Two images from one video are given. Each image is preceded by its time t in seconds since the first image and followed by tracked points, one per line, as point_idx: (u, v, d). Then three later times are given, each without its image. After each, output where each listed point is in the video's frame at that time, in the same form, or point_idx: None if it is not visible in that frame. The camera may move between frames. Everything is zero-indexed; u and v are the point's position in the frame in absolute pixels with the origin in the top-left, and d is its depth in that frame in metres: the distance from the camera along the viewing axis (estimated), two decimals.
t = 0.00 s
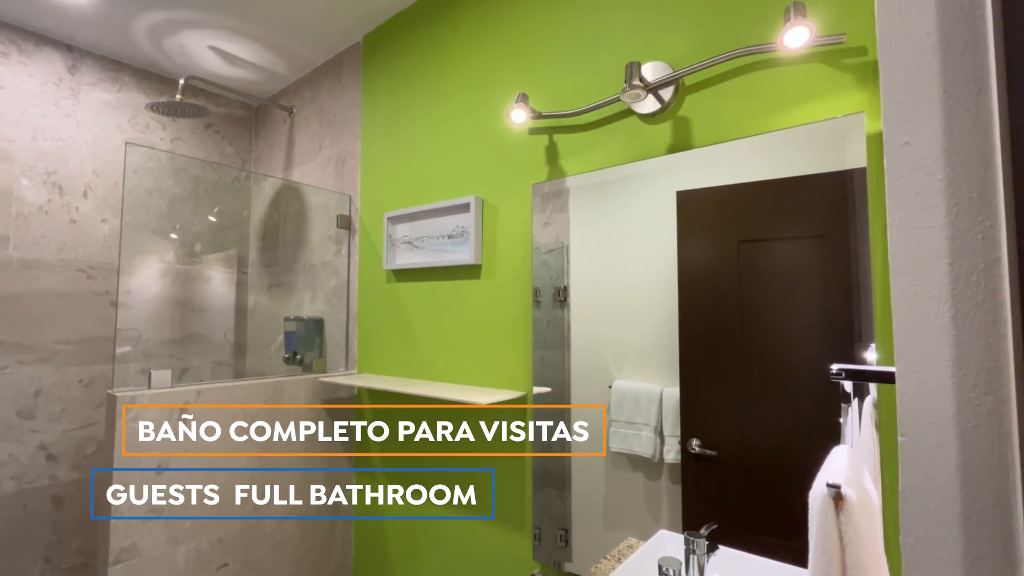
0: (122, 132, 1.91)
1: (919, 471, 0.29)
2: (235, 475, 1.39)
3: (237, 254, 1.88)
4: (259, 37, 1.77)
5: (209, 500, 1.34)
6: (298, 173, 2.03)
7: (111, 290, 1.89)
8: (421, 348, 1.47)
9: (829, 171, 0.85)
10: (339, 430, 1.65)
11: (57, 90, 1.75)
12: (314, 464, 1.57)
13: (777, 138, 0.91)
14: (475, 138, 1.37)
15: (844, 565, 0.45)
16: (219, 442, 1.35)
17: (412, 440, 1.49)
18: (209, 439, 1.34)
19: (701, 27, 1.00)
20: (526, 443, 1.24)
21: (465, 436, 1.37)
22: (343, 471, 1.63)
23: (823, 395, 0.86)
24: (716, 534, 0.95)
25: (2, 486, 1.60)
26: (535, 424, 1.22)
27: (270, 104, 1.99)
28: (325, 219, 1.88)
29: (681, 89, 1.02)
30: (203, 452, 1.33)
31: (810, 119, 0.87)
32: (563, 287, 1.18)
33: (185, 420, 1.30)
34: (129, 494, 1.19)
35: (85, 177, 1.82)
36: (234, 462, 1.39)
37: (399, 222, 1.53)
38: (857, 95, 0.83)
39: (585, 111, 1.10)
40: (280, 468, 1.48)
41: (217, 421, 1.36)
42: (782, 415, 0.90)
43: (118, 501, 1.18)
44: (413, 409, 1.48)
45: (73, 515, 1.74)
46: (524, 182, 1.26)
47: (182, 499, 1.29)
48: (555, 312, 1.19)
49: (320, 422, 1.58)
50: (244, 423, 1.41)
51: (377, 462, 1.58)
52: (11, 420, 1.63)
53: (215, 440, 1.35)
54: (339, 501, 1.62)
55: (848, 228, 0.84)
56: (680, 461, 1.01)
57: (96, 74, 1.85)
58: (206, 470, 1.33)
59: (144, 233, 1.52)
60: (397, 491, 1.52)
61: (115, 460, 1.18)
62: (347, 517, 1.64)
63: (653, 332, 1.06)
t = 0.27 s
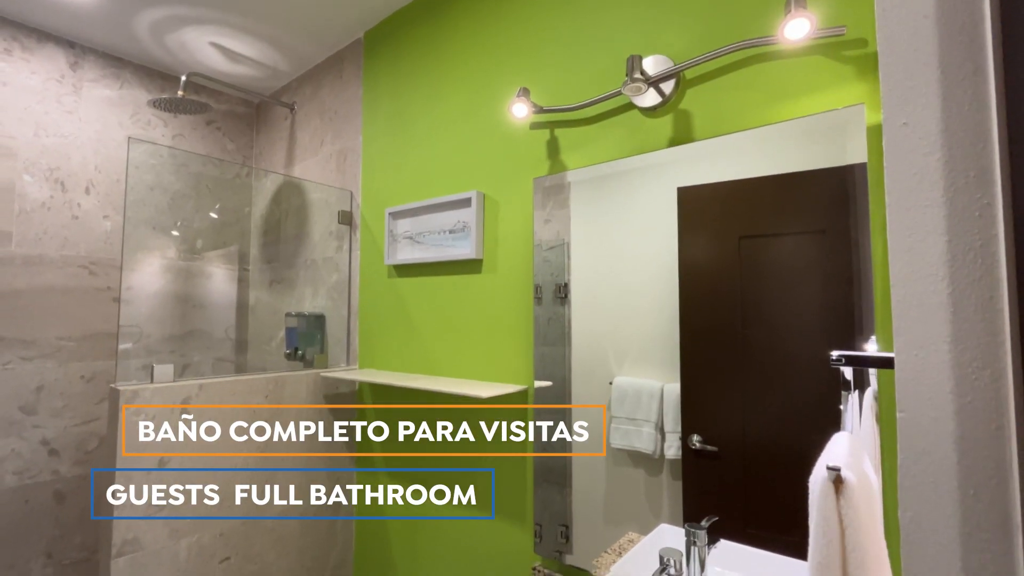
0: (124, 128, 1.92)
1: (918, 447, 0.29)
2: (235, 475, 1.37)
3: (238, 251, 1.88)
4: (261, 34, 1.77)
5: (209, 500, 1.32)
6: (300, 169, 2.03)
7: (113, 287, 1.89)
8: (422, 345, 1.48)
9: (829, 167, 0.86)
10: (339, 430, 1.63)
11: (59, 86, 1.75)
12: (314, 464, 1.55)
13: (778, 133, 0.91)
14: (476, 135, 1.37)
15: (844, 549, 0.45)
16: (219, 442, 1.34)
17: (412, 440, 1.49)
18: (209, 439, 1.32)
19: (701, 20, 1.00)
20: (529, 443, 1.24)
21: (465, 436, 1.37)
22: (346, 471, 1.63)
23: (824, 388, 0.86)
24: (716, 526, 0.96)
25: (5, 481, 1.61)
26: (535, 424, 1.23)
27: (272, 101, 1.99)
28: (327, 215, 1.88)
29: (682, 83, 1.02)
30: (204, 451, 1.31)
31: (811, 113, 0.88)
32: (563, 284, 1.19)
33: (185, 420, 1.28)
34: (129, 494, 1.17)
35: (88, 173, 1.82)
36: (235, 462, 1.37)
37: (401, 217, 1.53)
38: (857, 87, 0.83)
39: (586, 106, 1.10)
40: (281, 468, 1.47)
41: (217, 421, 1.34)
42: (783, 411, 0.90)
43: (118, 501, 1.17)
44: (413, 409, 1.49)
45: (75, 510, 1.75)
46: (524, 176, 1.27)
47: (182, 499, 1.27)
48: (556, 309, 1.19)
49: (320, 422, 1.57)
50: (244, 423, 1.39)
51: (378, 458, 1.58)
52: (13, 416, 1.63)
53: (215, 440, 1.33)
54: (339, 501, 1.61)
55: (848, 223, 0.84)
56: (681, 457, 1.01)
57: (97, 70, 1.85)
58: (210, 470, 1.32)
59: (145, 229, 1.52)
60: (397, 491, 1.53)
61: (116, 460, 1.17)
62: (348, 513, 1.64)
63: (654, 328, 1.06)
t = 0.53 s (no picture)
0: (126, 125, 1.92)
1: (916, 421, 0.30)
2: (235, 475, 1.36)
3: (240, 247, 1.89)
4: (263, 30, 1.77)
5: (209, 501, 1.31)
6: (301, 166, 2.03)
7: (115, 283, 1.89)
8: (423, 342, 1.48)
9: (830, 162, 0.86)
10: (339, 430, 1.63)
11: (62, 82, 1.76)
12: (313, 464, 1.54)
13: (779, 129, 0.91)
14: (477, 132, 1.38)
15: (845, 532, 0.45)
16: (220, 443, 1.33)
17: (412, 440, 1.50)
18: (209, 439, 1.31)
19: (702, 14, 1.01)
20: (530, 443, 1.24)
21: (465, 436, 1.37)
22: (348, 471, 1.63)
23: (824, 380, 0.86)
24: (716, 520, 0.96)
25: (8, 475, 1.62)
26: (535, 424, 1.23)
27: (273, 97, 2.00)
28: (329, 211, 1.88)
29: (683, 76, 1.03)
30: (206, 452, 1.30)
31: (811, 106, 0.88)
32: (564, 281, 1.19)
33: (185, 420, 1.27)
34: (129, 494, 1.16)
35: (90, 169, 1.83)
36: (235, 462, 1.37)
37: (402, 212, 1.53)
38: (858, 79, 0.84)
39: (587, 99, 1.10)
40: (282, 468, 1.46)
41: (217, 421, 1.33)
42: (784, 405, 0.90)
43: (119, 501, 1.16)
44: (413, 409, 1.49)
45: (77, 505, 1.76)
46: (525, 170, 1.27)
47: (182, 499, 1.26)
48: (557, 306, 1.20)
49: (320, 422, 1.56)
50: (244, 423, 1.38)
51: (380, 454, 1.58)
52: (16, 411, 1.64)
53: (215, 440, 1.32)
54: (339, 501, 1.61)
55: (849, 217, 0.84)
56: (682, 454, 1.01)
57: (100, 66, 1.85)
58: (213, 469, 1.32)
59: (148, 226, 1.53)
60: (396, 491, 1.53)
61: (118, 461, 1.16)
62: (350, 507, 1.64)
63: (656, 324, 1.06)
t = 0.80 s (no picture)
0: (128, 121, 1.93)
1: (915, 393, 0.30)
2: (235, 475, 1.36)
3: (241, 244, 1.89)
4: (264, 27, 1.78)
5: (209, 501, 1.31)
6: (303, 163, 2.04)
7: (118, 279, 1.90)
8: (425, 338, 1.49)
9: (831, 158, 0.87)
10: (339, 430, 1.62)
11: (65, 79, 1.77)
12: (316, 464, 1.54)
13: (780, 125, 0.92)
14: (479, 130, 1.38)
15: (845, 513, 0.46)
16: (219, 443, 1.32)
17: (412, 440, 1.50)
18: (209, 439, 1.31)
19: (704, 8, 1.01)
20: (532, 443, 1.24)
21: (465, 436, 1.38)
22: (350, 471, 1.63)
23: (826, 373, 0.87)
24: (716, 513, 0.96)
25: (11, 470, 1.62)
26: (535, 424, 1.24)
27: (275, 94, 2.00)
28: (330, 208, 1.88)
29: (685, 70, 1.03)
30: (204, 452, 1.30)
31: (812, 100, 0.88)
32: (564, 278, 1.20)
33: (185, 420, 1.27)
34: (129, 494, 1.16)
35: (92, 166, 1.83)
36: (237, 462, 1.37)
37: (404, 208, 1.54)
38: (858, 72, 0.84)
39: (589, 94, 1.11)
40: (283, 468, 1.46)
41: (218, 421, 1.33)
42: (786, 400, 0.90)
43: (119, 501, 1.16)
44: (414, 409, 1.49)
45: (80, 501, 1.76)
46: (527, 165, 1.28)
47: (182, 499, 1.26)
48: (558, 303, 1.21)
49: (320, 422, 1.56)
50: (244, 423, 1.38)
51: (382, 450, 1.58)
52: (19, 406, 1.64)
53: (215, 440, 1.32)
54: (339, 501, 1.60)
55: (849, 213, 0.85)
56: (683, 450, 1.01)
57: (102, 64, 1.86)
58: (212, 470, 1.32)
59: (150, 224, 1.54)
60: (397, 491, 1.54)
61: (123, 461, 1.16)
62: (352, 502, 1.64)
63: (657, 319, 1.07)
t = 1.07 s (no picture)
0: (130, 118, 1.94)
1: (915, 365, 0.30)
2: (238, 475, 1.37)
3: (242, 241, 1.89)
4: (266, 23, 1.78)
5: (210, 500, 1.32)
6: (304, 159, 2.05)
7: (120, 275, 1.90)
8: (427, 334, 1.49)
9: (833, 154, 0.87)
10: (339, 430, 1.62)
11: (67, 75, 1.77)
12: (319, 464, 1.55)
13: (782, 120, 0.92)
14: (480, 126, 1.39)
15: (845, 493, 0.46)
16: (219, 443, 1.33)
17: (412, 440, 1.51)
18: (209, 439, 1.31)
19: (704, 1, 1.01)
20: (535, 443, 1.24)
21: (465, 436, 1.38)
22: (350, 472, 1.63)
23: (828, 365, 0.87)
24: (716, 502, 0.98)
25: (14, 465, 1.63)
26: (535, 424, 1.24)
27: (277, 90, 2.01)
28: (332, 203, 1.88)
29: (686, 62, 1.04)
30: (204, 452, 1.30)
31: (813, 93, 0.89)
32: (564, 275, 1.21)
33: (185, 420, 1.27)
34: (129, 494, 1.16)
35: (94, 161, 1.84)
36: (239, 462, 1.38)
37: (406, 202, 1.54)
38: (859, 62, 0.84)
39: (591, 87, 1.11)
40: (283, 468, 1.46)
41: (218, 421, 1.33)
42: (788, 395, 0.91)
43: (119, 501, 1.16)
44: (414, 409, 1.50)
45: (82, 495, 1.77)
46: (529, 160, 1.28)
47: (182, 499, 1.26)
48: (559, 300, 1.21)
49: (321, 422, 1.56)
50: (244, 423, 1.38)
51: (384, 446, 1.59)
52: (21, 401, 1.65)
53: (215, 440, 1.32)
54: (339, 501, 1.60)
55: (850, 207, 0.85)
56: (684, 446, 1.02)
57: (104, 60, 1.86)
58: (208, 470, 1.31)
59: (152, 221, 1.55)
60: (397, 491, 1.54)
61: (127, 461, 1.17)
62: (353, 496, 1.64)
63: (658, 314, 1.07)
